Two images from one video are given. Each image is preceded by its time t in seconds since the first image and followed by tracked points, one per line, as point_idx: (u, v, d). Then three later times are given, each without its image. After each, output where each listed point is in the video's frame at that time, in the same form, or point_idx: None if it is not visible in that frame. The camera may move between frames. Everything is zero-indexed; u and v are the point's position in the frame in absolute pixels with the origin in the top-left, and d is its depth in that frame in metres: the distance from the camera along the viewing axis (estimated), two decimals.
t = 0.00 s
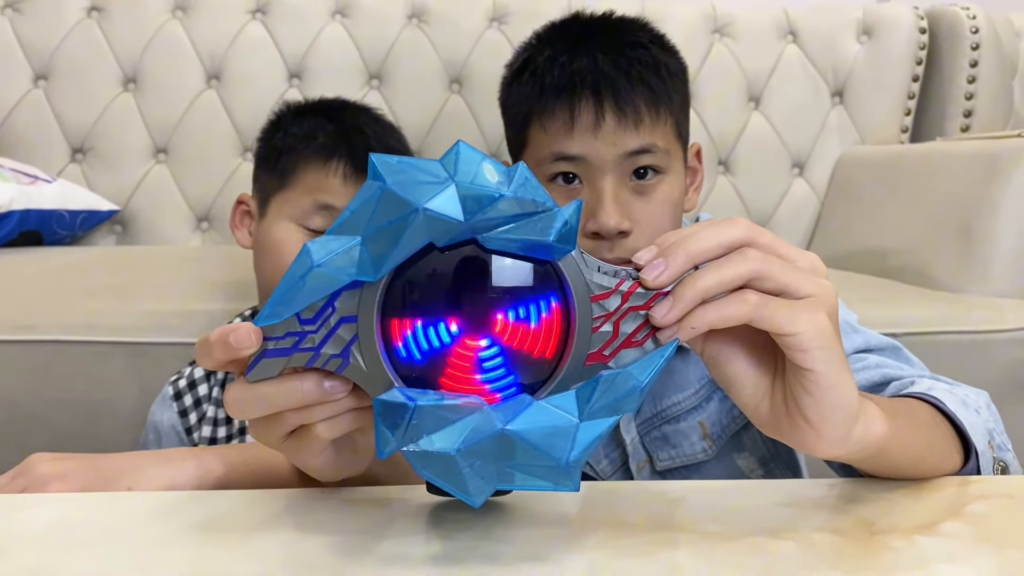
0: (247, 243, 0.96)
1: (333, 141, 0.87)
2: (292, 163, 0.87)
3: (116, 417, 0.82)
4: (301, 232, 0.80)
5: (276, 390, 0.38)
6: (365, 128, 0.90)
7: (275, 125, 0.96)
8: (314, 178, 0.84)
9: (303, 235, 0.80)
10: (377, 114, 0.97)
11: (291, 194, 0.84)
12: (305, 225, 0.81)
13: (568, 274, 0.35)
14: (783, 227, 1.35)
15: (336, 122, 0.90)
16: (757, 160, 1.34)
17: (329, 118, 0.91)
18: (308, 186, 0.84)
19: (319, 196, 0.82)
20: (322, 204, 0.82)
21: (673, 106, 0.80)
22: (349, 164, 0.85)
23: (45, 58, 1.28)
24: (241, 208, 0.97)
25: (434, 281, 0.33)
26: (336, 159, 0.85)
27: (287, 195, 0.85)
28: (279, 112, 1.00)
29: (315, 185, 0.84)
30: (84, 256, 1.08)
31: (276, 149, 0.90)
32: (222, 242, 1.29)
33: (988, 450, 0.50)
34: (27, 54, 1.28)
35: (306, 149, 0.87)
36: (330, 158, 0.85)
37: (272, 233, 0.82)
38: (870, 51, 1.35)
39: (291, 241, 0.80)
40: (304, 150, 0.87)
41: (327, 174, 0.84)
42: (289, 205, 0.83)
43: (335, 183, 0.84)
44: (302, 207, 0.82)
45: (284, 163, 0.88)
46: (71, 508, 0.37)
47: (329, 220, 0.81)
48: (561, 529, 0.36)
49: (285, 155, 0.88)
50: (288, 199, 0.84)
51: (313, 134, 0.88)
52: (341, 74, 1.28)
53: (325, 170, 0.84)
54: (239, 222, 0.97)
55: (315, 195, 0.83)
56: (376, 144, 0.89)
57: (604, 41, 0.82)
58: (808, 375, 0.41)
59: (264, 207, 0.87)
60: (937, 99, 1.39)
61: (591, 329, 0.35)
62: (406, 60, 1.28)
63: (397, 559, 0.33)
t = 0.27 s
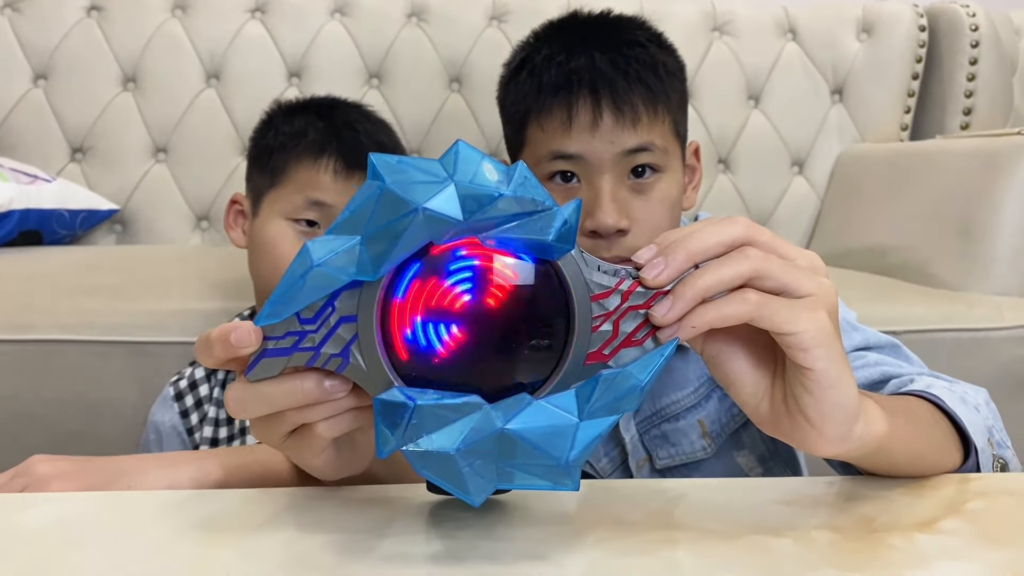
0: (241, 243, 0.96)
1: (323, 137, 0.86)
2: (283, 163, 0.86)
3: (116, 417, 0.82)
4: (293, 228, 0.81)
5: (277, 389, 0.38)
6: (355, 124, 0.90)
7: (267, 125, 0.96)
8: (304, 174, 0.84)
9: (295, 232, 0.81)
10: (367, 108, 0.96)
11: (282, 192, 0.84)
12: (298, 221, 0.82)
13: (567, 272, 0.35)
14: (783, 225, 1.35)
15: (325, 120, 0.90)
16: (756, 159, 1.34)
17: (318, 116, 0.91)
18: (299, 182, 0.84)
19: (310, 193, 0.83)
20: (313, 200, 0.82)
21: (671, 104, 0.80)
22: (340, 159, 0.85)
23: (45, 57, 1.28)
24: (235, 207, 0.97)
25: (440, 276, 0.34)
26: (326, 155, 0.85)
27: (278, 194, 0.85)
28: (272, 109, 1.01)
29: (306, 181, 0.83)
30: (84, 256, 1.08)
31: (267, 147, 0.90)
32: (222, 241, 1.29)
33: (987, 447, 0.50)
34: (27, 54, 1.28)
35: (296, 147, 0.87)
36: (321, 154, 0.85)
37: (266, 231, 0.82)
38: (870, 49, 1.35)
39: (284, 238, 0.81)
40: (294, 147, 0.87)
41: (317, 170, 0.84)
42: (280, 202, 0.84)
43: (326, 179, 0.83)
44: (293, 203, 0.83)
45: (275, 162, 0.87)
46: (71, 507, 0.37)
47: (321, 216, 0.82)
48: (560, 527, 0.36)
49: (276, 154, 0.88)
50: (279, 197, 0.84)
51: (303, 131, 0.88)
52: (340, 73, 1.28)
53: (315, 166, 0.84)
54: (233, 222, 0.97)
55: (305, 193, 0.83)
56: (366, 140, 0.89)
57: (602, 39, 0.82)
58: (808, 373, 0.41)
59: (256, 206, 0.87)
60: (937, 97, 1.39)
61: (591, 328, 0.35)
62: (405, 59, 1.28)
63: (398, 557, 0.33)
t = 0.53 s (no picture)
0: (235, 248, 0.96)
1: (304, 136, 0.86)
2: (267, 164, 0.86)
3: (117, 416, 0.82)
4: (282, 229, 0.81)
5: (280, 392, 0.38)
6: (336, 120, 0.89)
7: (249, 128, 0.96)
8: (289, 175, 0.84)
9: (284, 233, 0.81)
10: (347, 104, 0.96)
11: (269, 193, 0.84)
12: (286, 222, 0.82)
13: (569, 273, 0.35)
14: (784, 224, 1.35)
15: (307, 118, 0.89)
16: (757, 157, 1.34)
17: (300, 115, 0.91)
18: (285, 183, 0.83)
19: (297, 193, 0.82)
20: (300, 200, 0.82)
21: (675, 102, 0.80)
22: (324, 156, 0.84)
23: (45, 56, 1.28)
24: (227, 213, 0.96)
25: (443, 279, 0.34)
26: (309, 153, 0.84)
27: (264, 197, 0.84)
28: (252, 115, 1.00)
29: (293, 181, 0.83)
30: (85, 255, 1.08)
31: (251, 150, 0.90)
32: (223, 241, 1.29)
33: (990, 446, 0.50)
34: (27, 53, 1.27)
35: (279, 147, 0.86)
36: (304, 151, 0.84)
37: (257, 233, 0.82)
38: (871, 46, 1.34)
39: (274, 239, 0.81)
40: (278, 147, 0.86)
41: (301, 169, 0.84)
42: (268, 204, 0.83)
43: (310, 177, 0.83)
44: (281, 204, 0.82)
45: (259, 164, 0.87)
46: (74, 507, 0.37)
47: (310, 215, 0.82)
48: (564, 526, 0.36)
49: (259, 156, 0.88)
50: (266, 199, 0.84)
51: (285, 132, 0.88)
52: (340, 72, 1.28)
53: (299, 165, 0.84)
54: (226, 228, 0.96)
55: (291, 193, 0.82)
56: (349, 135, 0.88)
57: (605, 37, 0.82)
58: (811, 372, 0.41)
59: (246, 211, 0.87)
60: (938, 94, 1.39)
61: (594, 328, 0.35)
62: (405, 58, 1.28)
63: (402, 557, 0.33)
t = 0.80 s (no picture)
0: (237, 251, 0.96)
1: (301, 136, 0.86)
2: (265, 166, 0.86)
3: (118, 416, 0.82)
4: (282, 230, 0.82)
5: (281, 387, 0.38)
6: (332, 120, 0.89)
7: (247, 130, 0.96)
8: (287, 175, 0.84)
9: (285, 234, 0.82)
10: (345, 102, 0.96)
11: (270, 194, 0.84)
12: (286, 223, 0.82)
13: (569, 270, 0.35)
14: (785, 222, 1.35)
15: (304, 118, 0.89)
16: (758, 155, 1.34)
17: (297, 115, 0.90)
18: (284, 184, 0.83)
19: (297, 193, 0.82)
20: (300, 200, 0.82)
21: (672, 100, 0.80)
22: (321, 156, 0.84)
23: (46, 56, 1.28)
24: (228, 216, 0.96)
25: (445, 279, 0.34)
26: (307, 154, 0.84)
27: (263, 201, 0.84)
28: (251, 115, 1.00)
29: (292, 182, 0.83)
30: (86, 255, 1.08)
31: (250, 151, 0.90)
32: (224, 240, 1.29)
33: (992, 444, 0.50)
34: (28, 53, 1.27)
35: (277, 147, 0.86)
36: (301, 152, 0.84)
37: (257, 234, 0.83)
38: (871, 44, 1.34)
39: (275, 241, 0.81)
40: (275, 148, 0.86)
41: (299, 171, 0.84)
42: (268, 205, 0.83)
43: (309, 177, 0.83)
44: (281, 205, 0.83)
45: (257, 168, 0.87)
46: (76, 506, 0.37)
47: (310, 215, 0.82)
48: (565, 524, 0.36)
49: (257, 158, 0.88)
50: (266, 200, 0.84)
51: (281, 133, 0.88)
52: (340, 71, 1.28)
53: (296, 166, 0.84)
54: (228, 231, 0.96)
55: (291, 194, 0.82)
56: (346, 134, 0.88)
57: (602, 36, 0.82)
58: (812, 370, 0.41)
59: (246, 212, 0.87)
60: (939, 92, 1.39)
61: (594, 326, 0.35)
62: (405, 57, 1.27)
63: (404, 555, 0.33)
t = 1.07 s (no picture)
0: (242, 250, 0.96)
1: (306, 137, 0.86)
2: (271, 166, 0.86)
3: (120, 415, 0.82)
4: (287, 230, 0.81)
5: (281, 386, 0.38)
6: (337, 119, 0.89)
7: (252, 129, 0.96)
8: (291, 176, 0.84)
9: (289, 233, 0.81)
10: (349, 102, 0.96)
11: (274, 194, 0.84)
12: (291, 223, 0.82)
13: (572, 270, 0.35)
14: (787, 220, 1.35)
15: (310, 118, 0.89)
16: (759, 154, 1.34)
17: (302, 115, 0.91)
18: (289, 185, 0.84)
19: (301, 194, 0.82)
20: (304, 201, 0.82)
21: (672, 98, 0.80)
22: (325, 156, 0.84)
23: (47, 56, 1.28)
24: (233, 215, 0.96)
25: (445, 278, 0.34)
26: (312, 154, 0.84)
27: (270, 198, 0.85)
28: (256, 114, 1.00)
29: (295, 183, 0.83)
30: (88, 254, 1.08)
31: (255, 151, 0.90)
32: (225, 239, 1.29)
33: (994, 442, 0.50)
34: (29, 53, 1.28)
35: (282, 148, 0.86)
36: (307, 152, 0.85)
37: (262, 235, 0.83)
38: (872, 43, 1.34)
39: (279, 240, 0.81)
40: (279, 149, 0.87)
41: (305, 170, 0.84)
42: (274, 204, 0.83)
43: (313, 177, 0.83)
44: (286, 206, 0.82)
45: (264, 167, 0.88)
46: (80, 506, 0.37)
47: (314, 215, 0.82)
48: (568, 523, 0.36)
49: (262, 158, 0.88)
50: (272, 199, 0.84)
51: (286, 133, 0.88)
52: (341, 71, 1.28)
53: (301, 166, 0.84)
54: (233, 230, 0.96)
55: (296, 194, 0.83)
56: (350, 135, 0.88)
57: (602, 34, 0.82)
58: (814, 368, 0.41)
59: (252, 214, 0.88)
60: (940, 90, 1.39)
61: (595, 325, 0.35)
62: (406, 56, 1.27)
63: (407, 554, 0.33)
